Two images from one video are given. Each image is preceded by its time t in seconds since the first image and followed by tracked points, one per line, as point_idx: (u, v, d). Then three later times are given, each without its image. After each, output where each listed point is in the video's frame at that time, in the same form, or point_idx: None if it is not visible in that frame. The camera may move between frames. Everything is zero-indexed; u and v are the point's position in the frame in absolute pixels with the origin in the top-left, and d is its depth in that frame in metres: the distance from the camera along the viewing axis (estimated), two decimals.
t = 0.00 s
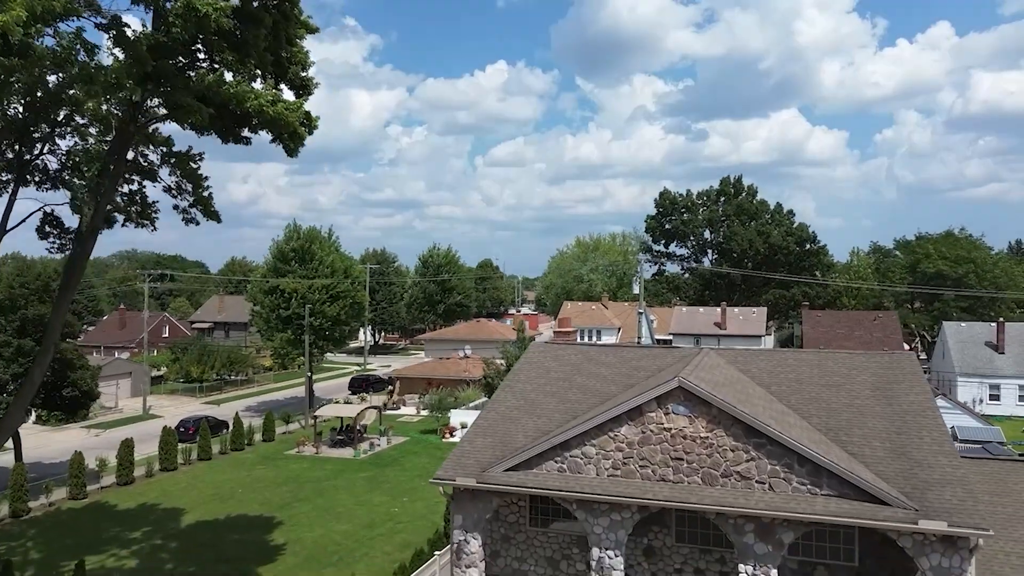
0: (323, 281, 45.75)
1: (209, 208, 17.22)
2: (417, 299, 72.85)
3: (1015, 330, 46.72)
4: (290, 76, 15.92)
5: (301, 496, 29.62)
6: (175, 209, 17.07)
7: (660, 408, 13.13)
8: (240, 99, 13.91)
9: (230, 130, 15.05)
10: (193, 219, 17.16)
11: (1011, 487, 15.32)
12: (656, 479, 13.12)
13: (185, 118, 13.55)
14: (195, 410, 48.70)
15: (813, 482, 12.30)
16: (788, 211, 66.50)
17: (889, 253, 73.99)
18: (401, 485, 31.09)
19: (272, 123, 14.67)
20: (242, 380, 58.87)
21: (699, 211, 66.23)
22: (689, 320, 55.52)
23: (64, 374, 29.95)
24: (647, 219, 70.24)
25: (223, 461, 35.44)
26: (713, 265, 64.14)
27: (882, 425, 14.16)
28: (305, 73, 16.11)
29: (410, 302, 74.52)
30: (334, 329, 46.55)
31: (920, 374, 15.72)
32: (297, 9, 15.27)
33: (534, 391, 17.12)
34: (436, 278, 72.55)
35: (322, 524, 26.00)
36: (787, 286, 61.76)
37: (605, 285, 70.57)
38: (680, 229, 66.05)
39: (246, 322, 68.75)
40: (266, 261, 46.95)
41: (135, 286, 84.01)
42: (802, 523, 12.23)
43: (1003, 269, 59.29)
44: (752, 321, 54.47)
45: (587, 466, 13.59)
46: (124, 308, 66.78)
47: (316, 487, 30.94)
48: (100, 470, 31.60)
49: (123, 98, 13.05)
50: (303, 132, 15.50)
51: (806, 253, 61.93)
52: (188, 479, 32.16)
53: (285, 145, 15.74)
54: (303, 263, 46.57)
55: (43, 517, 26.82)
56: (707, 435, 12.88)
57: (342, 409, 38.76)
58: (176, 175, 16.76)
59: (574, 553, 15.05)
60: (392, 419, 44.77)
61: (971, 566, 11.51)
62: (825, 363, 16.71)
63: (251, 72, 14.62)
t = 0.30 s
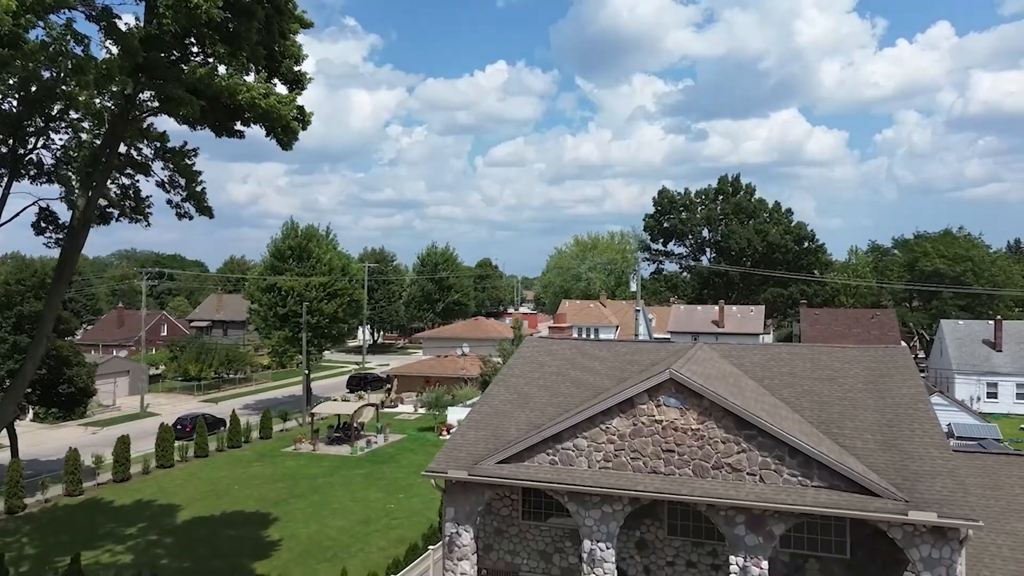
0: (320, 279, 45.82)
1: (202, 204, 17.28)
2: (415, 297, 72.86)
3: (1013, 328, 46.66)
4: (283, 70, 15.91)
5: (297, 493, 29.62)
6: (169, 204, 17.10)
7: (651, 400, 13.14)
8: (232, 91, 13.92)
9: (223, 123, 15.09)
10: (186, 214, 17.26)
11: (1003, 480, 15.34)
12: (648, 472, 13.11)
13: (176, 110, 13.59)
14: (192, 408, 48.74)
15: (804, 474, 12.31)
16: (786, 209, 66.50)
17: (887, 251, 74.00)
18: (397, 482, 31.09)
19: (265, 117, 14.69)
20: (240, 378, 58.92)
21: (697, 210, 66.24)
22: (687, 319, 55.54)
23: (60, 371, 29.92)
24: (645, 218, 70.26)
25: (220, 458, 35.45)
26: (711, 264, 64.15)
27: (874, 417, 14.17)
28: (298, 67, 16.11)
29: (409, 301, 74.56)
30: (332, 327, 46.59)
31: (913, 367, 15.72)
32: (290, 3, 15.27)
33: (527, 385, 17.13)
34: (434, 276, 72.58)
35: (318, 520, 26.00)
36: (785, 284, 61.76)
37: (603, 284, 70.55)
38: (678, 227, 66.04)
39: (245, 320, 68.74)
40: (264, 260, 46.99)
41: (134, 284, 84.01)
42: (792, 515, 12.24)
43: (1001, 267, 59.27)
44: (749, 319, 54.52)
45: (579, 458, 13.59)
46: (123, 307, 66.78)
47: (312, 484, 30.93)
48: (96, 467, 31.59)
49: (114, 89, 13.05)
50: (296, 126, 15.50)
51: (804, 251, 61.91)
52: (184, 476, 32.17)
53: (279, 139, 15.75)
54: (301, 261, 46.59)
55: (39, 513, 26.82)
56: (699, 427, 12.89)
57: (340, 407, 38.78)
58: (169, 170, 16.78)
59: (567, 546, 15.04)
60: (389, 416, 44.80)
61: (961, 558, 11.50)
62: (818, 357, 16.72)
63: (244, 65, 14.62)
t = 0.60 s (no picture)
0: (317, 276, 45.84)
1: (195, 197, 17.27)
2: (413, 296, 72.87)
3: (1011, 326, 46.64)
4: (276, 63, 15.90)
5: (293, 489, 29.63)
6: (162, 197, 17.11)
7: (642, 390, 13.16)
8: (224, 82, 13.95)
9: (216, 114, 15.09)
10: (179, 208, 17.27)
11: (995, 472, 15.37)
12: (638, 462, 13.11)
13: (167, 100, 13.49)
14: (189, 406, 48.72)
15: (795, 463, 12.31)
16: (784, 207, 66.45)
17: (885, 250, 74.02)
18: (393, 478, 31.10)
19: (258, 109, 14.72)
20: (238, 376, 58.90)
21: (696, 208, 66.22)
22: (685, 316, 55.52)
23: (56, 367, 29.92)
24: (643, 216, 70.23)
25: (216, 455, 35.44)
26: (709, 262, 64.12)
27: (865, 409, 14.18)
28: (291, 60, 16.11)
29: (407, 300, 74.61)
30: (329, 325, 46.56)
31: (905, 360, 15.73)
32: None
33: (520, 377, 17.15)
34: (431, 274, 72.51)
35: (314, 515, 26.01)
36: (783, 282, 61.74)
37: (601, 282, 70.59)
38: (677, 226, 66.01)
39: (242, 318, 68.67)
40: (261, 257, 46.96)
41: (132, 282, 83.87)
42: (783, 504, 12.23)
43: (999, 265, 59.31)
44: (747, 317, 54.53)
45: (570, 449, 13.60)
46: (120, 306, 66.72)
47: (308, 480, 30.92)
48: (92, 464, 31.56)
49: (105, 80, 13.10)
50: (289, 118, 15.51)
51: (802, 249, 61.90)
52: (181, 472, 32.15)
53: (271, 131, 15.76)
54: (298, 259, 46.57)
55: (35, 509, 26.81)
56: (690, 418, 12.90)
57: (337, 404, 38.80)
58: (162, 163, 16.77)
59: (559, 538, 15.11)
60: (386, 414, 44.82)
61: (951, 547, 11.46)
62: (811, 350, 16.74)
63: (236, 56, 14.63)
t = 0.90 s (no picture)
0: (315, 273, 45.83)
1: (188, 189, 17.35)
2: (412, 294, 72.82)
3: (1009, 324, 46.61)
4: (269, 54, 15.87)
5: (290, 484, 29.65)
6: (155, 188, 17.20)
7: (633, 379, 13.19)
8: (216, 72, 14.00)
9: (208, 105, 15.21)
10: (172, 199, 17.35)
11: (988, 462, 15.37)
12: (630, 451, 13.11)
13: (158, 89, 13.60)
14: (187, 403, 48.76)
15: (785, 452, 12.32)
16: (783, 206, 66.44)
17: (884, 248, 73.96)
18: (390, 473, 31.11)
19: (251, 100, 14.73)
20: (236, 374, 58.92)
21: (694, 206, 66.24)
22: (683, 314, 55.54)
23: (53, 362, 29.93)
24: (642, 214, 70.26)
25: (213, 451, 35.44)
26: (707, 260, 64.13)
27: (857, 399, 14.18)
28: (285, 52, 16.08)
29: (405, 298, 74.60)
30: (327, 322, 46.57)
31: (898, 350, 15.74)
32: None
33: (513, 368, 17.17)
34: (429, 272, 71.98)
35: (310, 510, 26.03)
36: (781, 280, 61.73)
37: (600, 281, 70.63)
38: (675, 224, 65.98)
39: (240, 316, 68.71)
40: (259, 255, 46.96)
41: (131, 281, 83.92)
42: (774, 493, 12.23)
43: (997, 263, 59.31)
44: (745, 315, 54.53)
45: (562, 439, 13.61)
46: (119, 303, 66.79)
47: (305, 476, 30.89)
48: (89, 459, 31.56)
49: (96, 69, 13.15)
50: (282, 109, 15.54)
51: (801, 247, 61.90)
52: (178, 468, 32.16)
53: (265, 122, 15.80)
54: (295, 256, 46.57)
55: (31, 503, 26.80)
56: (680, 407, 12.92)
57: (334, 400, 38.85)
58: (154, 155, 16.81)
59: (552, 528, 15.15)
60: (384, 411, 44.83)
61: (942, 535, 11.45)
62: (804, 341, 16.75)
63: (228, 46, 14.63)
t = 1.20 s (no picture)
0: (312, 270, 45.81)
1: (181, 179, 17.43)
2: (410, 292, 72.75)
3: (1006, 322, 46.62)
4: (262, 44, 15.87)
5: (286, 479, 29.66)
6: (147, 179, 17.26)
7: (624, 367, 13.20)
8: (207, 60, 13.99)
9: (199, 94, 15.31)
10: (165, 190, 17.46)
11: (981, 452, 15.36)
12: (621, 439, 13.12)
13: (149, 78, 13.64)
14: (184, 401, 48.76)
15: (775, 439, 12.31)
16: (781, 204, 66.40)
17: (883, 246, 73.89)
18: (386, 469, 31.11)
19: (243, 89, 14.74)
20: (234, 372, 58.92)
21: (692, 204, 66.23)
22: (681, 311, 55.49)
23: (49, 357, 29.86)
24: (640, 212, 70.22)
25: (210, 447, 35.42)
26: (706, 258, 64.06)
27: (849, 387, 14.18)
28: (278, 41, 16.07)
29: (404, 296, 74.55)
30: (324, 318, 46.57)
31: (890, 341, 15.73)
32: None
33: (506, 359, 17.16)
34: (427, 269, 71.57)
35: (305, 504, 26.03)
36: (779, 278, 61.67)
37: (598, 279, 70.58)
38: (673, 222, 65.98)
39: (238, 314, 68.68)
40: (256, 252, 46.99)
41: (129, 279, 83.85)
42: (764, 480, 12.21)
43: (995, 261, 59.31)
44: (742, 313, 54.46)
45: (553, 427, 13.61)
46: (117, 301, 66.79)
47: (301, 471, 30.90)
48: (85, 454, 31.55)
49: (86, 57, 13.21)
50: (274, 99, 15.63)
51: (799, 245, 61.87)
52: (174, 463, 32.15)
53: (257, 112, 15.85)
54: (292, 253, 46.57)
55: (27, 498, 26.80)
56: (671, 394, 12.91)
57: (332, 396, 39.00)
58: (146, 146, 16.86)
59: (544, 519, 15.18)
60: (381, 407, 44.84)
61: (932, 521, 11.42)
62: (797, 332, 16.75)
63: (220, 36, 14.68)
